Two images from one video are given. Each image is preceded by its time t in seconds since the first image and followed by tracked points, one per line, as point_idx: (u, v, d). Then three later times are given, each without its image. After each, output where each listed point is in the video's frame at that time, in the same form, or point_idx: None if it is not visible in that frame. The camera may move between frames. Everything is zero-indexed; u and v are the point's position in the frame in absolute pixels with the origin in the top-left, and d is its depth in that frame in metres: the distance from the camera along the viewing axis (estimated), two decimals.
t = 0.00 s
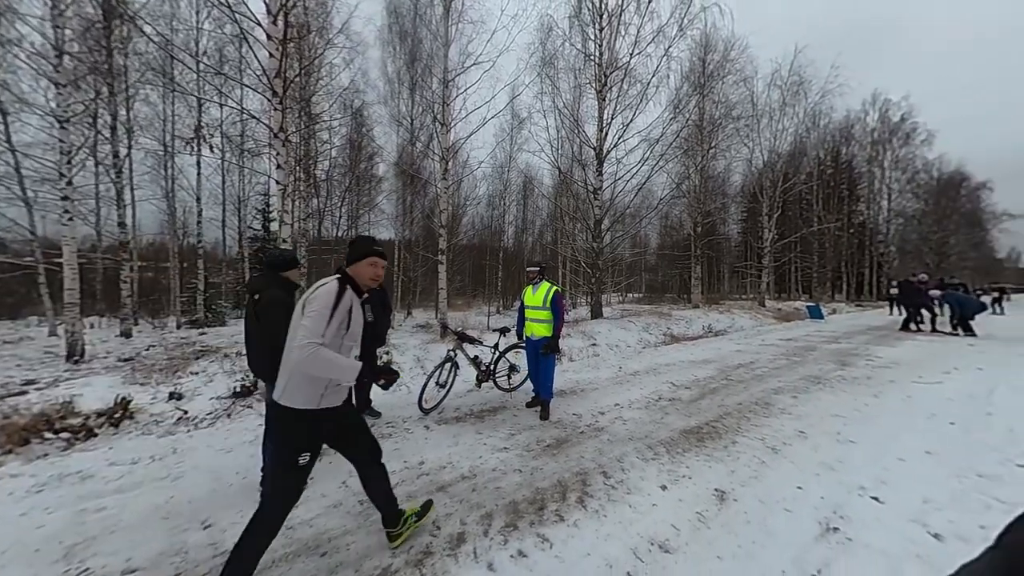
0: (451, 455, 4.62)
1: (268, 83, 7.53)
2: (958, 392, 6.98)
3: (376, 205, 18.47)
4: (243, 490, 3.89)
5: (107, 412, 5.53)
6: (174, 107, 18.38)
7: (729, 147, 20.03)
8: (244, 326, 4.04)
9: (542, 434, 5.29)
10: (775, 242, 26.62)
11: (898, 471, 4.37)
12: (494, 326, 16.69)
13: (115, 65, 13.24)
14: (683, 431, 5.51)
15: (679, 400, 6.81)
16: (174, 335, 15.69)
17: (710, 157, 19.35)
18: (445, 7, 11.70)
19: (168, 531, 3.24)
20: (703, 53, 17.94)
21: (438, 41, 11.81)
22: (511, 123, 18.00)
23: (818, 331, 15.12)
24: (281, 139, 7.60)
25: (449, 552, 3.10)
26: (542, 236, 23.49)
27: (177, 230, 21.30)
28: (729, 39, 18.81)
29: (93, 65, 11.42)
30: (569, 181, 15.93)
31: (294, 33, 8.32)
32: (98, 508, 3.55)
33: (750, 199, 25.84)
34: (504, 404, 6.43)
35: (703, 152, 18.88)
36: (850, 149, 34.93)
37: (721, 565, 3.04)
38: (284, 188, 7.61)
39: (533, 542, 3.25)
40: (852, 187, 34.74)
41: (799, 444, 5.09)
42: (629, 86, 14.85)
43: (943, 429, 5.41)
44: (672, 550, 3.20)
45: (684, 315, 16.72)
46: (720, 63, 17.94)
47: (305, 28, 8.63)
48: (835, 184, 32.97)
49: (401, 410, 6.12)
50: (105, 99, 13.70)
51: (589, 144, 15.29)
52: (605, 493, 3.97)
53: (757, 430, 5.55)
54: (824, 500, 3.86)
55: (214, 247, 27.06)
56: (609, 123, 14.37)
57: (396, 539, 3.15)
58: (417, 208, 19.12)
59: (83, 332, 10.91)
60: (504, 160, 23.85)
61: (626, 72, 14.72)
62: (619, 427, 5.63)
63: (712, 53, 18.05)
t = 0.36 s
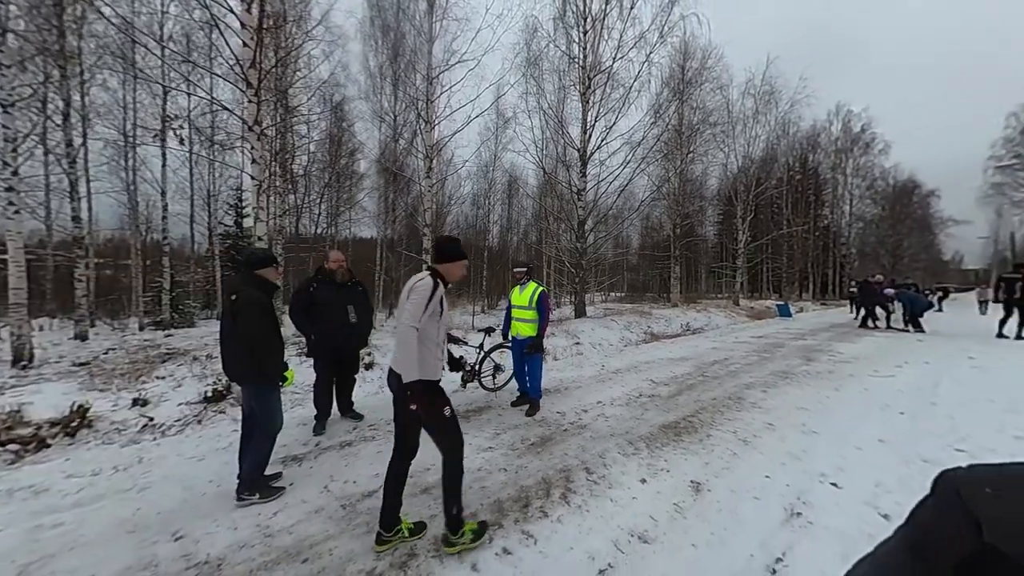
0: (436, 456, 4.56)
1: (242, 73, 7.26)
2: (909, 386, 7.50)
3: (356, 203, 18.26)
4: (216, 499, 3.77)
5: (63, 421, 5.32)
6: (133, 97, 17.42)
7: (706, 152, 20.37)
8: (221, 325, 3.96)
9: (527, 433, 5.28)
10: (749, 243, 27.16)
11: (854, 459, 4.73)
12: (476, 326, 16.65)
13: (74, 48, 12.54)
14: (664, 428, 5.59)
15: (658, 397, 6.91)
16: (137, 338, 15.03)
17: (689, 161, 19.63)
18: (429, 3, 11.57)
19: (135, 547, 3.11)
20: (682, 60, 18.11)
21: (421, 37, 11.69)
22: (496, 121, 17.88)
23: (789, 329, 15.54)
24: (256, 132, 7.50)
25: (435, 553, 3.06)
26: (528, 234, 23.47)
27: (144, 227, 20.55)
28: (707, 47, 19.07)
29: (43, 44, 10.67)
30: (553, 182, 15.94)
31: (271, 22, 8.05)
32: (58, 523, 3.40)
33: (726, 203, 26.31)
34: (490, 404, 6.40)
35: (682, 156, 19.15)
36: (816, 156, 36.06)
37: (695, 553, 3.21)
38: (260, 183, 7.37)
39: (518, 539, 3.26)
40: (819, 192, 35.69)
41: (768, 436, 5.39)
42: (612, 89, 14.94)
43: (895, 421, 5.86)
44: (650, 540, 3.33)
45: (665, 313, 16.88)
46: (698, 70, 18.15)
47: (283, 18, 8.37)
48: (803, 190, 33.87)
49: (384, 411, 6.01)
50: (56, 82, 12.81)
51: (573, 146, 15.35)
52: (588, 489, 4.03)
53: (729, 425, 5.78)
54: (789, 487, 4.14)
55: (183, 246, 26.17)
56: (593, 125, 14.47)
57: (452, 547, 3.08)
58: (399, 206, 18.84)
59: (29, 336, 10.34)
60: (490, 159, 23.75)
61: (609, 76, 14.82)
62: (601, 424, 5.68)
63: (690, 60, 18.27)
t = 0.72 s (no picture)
0: (419, 462, 4.48)
1: (212, 65, 6.99)
2: (866, 380, 7.84)
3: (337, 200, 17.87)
4: (186, 514, 3.62)
5: (10, 435, 5.02)
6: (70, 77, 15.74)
7: (684, 157, 20.72)
8: (194, 328, 3.80)
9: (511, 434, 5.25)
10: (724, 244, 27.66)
11: (817, 452, 4.93)
12: (459, 327, 16.55)
13: (32, 32, 11.82)
14: (644, 427, 5.64)
15: (638, 395, 6.98)
16: (94, 341, 14.25)
17: (668, 165, 19.89)
18: None
19: (96, 570, 2.95)
20: (662, 67, 18.34)
21: (405, 33, 11.59)
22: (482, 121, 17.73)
23: (762, 327, 15.89)
24: (227, 126, 7.20)
25: (418, 559, 3.00)
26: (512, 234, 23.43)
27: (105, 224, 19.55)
28: (685, 55, 19.37)
29: None
30: (538, 183, 15.93)
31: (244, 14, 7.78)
32: (10, 547, 3.19)
33: (703, 205, 26.76)
34: (473, 406, 6.36)
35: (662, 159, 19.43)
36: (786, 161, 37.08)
37: (672, 547, 3.27)
38: (233, 181, 7.07)
39: (502, 541, 3.23)
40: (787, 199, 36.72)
41: (739, 431, 5.55)
42: (595, 93, 15.03)
43: (852, 414, 6.11)
44: (629, 537, 3.37)
45: (646, 312, 17.02)
46: (677, 78, 18.46)
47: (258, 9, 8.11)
48: (773, 195, 34.81)
49: (366, 416, 5.88)
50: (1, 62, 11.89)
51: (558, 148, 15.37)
52: (570, 488, 4.04)
53: (703, 421, 5.92)
54: (758, 480, 4.29)
55: (148, 244, 25.13)
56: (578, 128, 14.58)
57: (498, 522, 3.40)
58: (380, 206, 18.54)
59: None
60: (474, 159, 23.63)
61: (593, 78, 14.89)
62: (584, 423, 5.69)
63: (671, 68, 18.51)
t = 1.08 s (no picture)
0: (401, 464, 4.41)
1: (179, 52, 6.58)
2: (830, 375, 8.25)
3: (316, 196, 16.61)
4: (151, 529, 3.47)
5: None
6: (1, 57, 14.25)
7: (664, 160, 20.95)
8: (161, 330, 3.67)
9: (495, 433, 5.22)
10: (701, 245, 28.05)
11: (786, 443, 5.17)
12: (441, 328, 16.41)
13: None
14: (626, 424, 5.67)
15: (621, 392, 7.02)
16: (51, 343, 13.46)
17: (649, 167, 20.05)
18: None
19: None
20: (644, 71, 18.43)
21: (387, 27, 11.46)
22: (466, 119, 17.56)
23: (738, 325, 16.19)
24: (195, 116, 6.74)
25: (400, 563, 2.94)
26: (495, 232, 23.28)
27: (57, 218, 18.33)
28: (666, 62, 19.51)
29: None
30: (523, 182, 15.87)
31: None
32: None
33: (681, 207, 27.12)
34: (457, 406, 6.29)
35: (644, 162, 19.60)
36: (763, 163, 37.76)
37: (651, 540, 3.34)
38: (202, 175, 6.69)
39: (486, 541, 3.19)
40: (759, 203, 37.48)
41: (714, 425, 5.74)
42: (580, 94, 15.04)
43: (818, 407, 6.44)
44: (610, 532, 3.39)
45: (628, 312, 17.11)
46: (658, 83, 18.53)
47: None
48: (746, 199, 35.54)
49: (347, 419, 5.76)
50: None
51: (542, 147, 15.36)
52: (553, 486, 4.03)
53: (679, 416, 6.04)
54: (730, 471, 4.47)
55: (105, 240, 23.73)
56: (563, 129, 14.64)
57: (489, 505, 3.51)
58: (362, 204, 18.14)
59: None
60: (458, 157, 23.45)
61: (578, 79, 14.90)
62: (567, 421, 5.69)
63: (651, 73, 18.62)
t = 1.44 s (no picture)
0: (383, 468, 4.32)
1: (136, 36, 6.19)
2: (800, 369, 8.48)
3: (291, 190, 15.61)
4: (104, 546, 3.22)
5: None
6: None
7: (645, 163, 21.14)
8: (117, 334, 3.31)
9: (480, 434, 5.17)
10: (681, 245, 28.37)
11: (759, 437, 5.28)
12: (425, 327, 16.28)
13: None
14: (610, 421, 5.67)
15: (605, 390, 7.03)
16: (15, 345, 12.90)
17: (631, 170, 20.18)
18: None
19: None
20: (626, 75, 18.47)
21: (367, 18, 11.30)
22: (449, 116, 17.41)
23: (715, 322, 16.42)
24: (156, 102, 6.38)
25: (381, 571, 2.87)
26: (479, 231, 23.17)
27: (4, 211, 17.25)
28: (648, 66, 19.63)
29: None
30: (508, 182, 15.82)
31: None
32: None
33: (662, 208, 27.42)
34: (441, 408, 6.21)
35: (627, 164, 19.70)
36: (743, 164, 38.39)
37: (632, 535, 3.34)
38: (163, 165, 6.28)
39: (469, 544, 3.13)
40: (734, 205, 38.14)
41: (692, 420, 5.80)
42: (564, 94, 15.06)
43: (788, 401, 6.61)
44: (593, 530, 3.37)
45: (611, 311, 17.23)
46: (639, 86, 18.60)
47: None
48: (723, 202, 36.14)
49: (325, 424, 5.60)
50: None
51: (527, 146, 15.35)
52: (538, 486, 3.99)
53: (659, 412, 6.07)
54: (708, 465, 4.53)
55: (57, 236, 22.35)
56: (547, 129, 14.71)
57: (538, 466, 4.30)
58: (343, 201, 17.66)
59: None
60: (442, 155, 23.28)
61: (564, 79, 14.92)
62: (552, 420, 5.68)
63: (633, 77, 18.70)
